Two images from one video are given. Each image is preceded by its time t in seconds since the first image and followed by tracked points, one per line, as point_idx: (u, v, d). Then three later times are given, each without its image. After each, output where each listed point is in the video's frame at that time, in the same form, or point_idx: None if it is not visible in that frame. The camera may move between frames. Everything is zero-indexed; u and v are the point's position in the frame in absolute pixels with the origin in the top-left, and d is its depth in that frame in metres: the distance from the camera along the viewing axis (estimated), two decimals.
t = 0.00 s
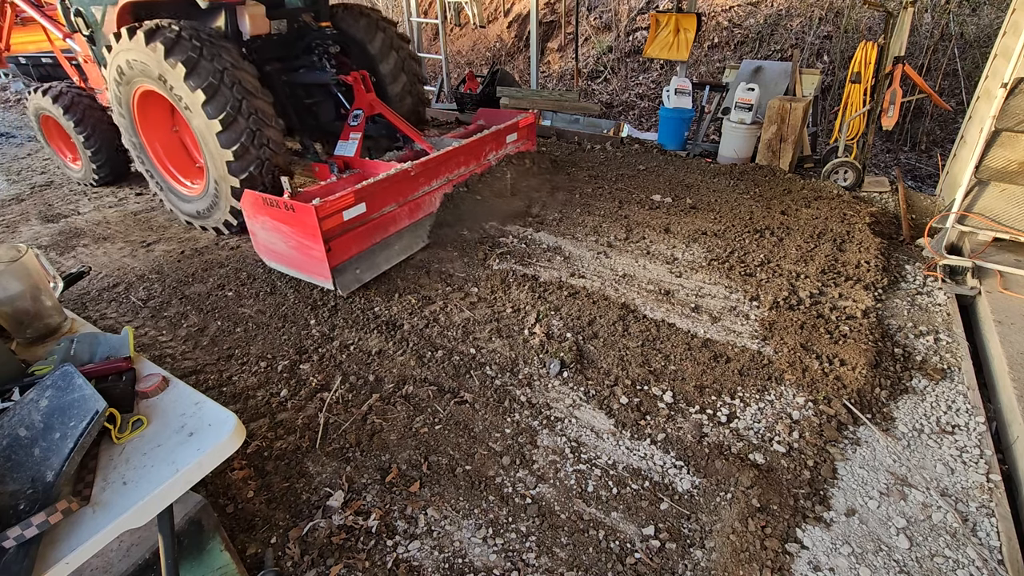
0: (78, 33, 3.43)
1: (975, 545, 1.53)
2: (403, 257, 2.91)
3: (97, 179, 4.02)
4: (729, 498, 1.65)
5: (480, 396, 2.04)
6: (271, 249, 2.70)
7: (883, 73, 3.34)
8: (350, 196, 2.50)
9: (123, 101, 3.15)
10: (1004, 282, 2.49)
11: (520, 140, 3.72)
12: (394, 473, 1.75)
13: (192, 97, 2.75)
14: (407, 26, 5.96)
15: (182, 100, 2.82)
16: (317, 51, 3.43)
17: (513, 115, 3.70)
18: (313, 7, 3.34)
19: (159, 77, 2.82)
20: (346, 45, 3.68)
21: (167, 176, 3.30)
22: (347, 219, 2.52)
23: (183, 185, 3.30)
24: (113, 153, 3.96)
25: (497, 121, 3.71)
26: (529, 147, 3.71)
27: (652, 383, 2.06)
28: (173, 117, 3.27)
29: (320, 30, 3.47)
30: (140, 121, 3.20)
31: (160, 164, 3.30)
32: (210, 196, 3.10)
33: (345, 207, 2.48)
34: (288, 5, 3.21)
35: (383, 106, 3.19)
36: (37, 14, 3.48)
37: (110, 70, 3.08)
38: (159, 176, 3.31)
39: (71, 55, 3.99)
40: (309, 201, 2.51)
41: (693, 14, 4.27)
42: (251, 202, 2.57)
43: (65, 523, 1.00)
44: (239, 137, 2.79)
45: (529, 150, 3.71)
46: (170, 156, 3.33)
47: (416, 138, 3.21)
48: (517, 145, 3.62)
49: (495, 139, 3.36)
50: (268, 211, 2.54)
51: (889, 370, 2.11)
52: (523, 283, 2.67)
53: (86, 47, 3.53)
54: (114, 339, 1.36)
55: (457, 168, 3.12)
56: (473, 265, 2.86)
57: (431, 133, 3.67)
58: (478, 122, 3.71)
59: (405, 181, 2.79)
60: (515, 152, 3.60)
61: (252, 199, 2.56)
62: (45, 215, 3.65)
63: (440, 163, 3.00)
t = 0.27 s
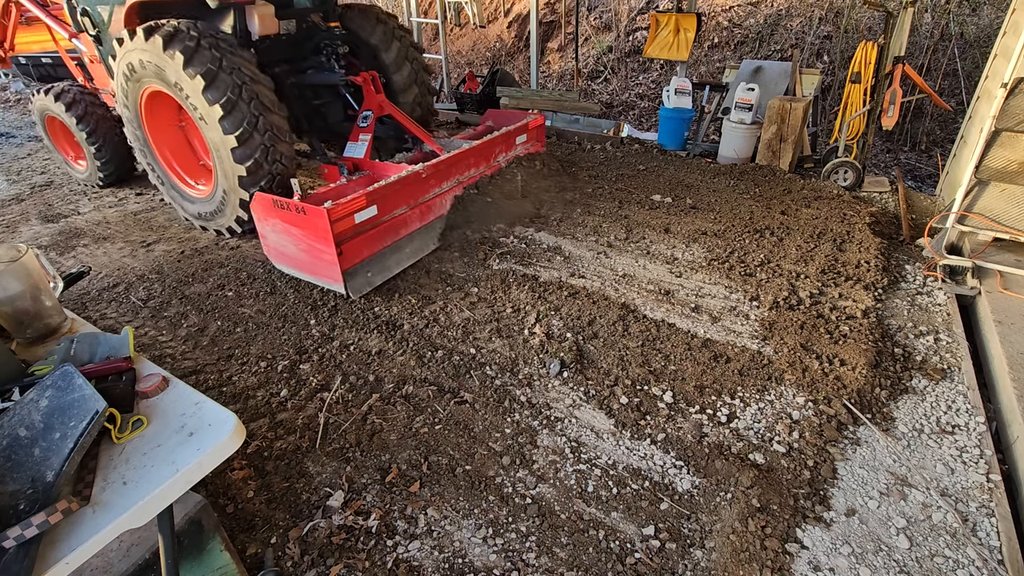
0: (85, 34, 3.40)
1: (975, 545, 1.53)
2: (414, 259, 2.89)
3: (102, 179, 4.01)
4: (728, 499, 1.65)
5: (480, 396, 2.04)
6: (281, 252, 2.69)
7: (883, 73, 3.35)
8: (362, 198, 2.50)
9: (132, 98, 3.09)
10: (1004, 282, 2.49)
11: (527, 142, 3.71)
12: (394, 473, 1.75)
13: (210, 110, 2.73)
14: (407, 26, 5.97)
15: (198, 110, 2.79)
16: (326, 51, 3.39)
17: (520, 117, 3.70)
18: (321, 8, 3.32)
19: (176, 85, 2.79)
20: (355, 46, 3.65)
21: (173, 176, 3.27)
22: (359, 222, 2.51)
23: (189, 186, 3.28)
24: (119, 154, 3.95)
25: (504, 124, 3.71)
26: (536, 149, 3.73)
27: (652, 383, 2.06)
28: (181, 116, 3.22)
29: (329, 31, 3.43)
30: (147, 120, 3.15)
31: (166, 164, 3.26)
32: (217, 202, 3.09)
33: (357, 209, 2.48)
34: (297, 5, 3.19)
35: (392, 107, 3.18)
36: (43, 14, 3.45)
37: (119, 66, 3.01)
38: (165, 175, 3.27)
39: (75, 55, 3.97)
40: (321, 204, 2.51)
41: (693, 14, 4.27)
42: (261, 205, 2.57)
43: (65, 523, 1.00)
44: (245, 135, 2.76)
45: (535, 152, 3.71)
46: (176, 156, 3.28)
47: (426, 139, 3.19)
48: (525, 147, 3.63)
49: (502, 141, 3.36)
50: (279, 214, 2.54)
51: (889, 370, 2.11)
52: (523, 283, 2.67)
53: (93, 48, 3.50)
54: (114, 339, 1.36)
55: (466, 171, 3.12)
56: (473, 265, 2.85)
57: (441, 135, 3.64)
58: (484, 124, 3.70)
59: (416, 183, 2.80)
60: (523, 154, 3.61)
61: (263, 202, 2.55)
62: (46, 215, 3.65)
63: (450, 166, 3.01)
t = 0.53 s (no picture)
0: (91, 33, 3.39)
1: (975, 545, 1.53)
2: (425, 263, 2.84)
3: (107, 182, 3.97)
4: (728, 499, 1.65)
5: (480, 396, 2.04)
6: (290, 255, 2.63)
7: (883, 73, 3.35)
8: (372, 201, 2.43)
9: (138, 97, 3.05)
10: (1004, 282, 2.49)
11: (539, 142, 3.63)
12: (394, 473, 1.75)
13: (225, 123, 2.70)
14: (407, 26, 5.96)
15: (211, 121, 2.76)
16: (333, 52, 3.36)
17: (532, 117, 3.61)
18: (330, 7, 3.32)
19: (190, 94, 2.75)
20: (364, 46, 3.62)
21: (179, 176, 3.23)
22: (369, 226, 2.45)
23: (195, 186, 3.24)
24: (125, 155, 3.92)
25: (514, 124, 3.59)
26: (547, 150, 3.62)
27: (652, 383, 2.06)
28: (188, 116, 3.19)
29: (337, 33, 3.41)
30: (153, 119, 3.12)
31: (171, 163, 3.22)
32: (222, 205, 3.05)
33: (368, 212, 2.41)
34: (305, 6, 3.19)
35: (401, 107, 3.07)
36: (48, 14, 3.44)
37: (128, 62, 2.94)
38: (170, 175, 3.24)
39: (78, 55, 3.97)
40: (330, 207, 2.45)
41: (693, 14, 4.27)
42: (269, 207, 2.51)
43: (65, 523, 1.00)
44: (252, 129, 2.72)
45: (548, 152, 3.62)
46: (182, 155, 3.24)
47: (436, 141, 3.08)
48: (536, 148, 3.51)
49: (515, 141, 3.27)
50: (288, 217, 2.47)
51: (889, 370, 2.11)
52: (523, 284, 2.67)
53: (98, 48, 3.51)
54: (114, 339, 1.36)
55: (478, 172, 3.04)
56: (473, 265, 2.85)
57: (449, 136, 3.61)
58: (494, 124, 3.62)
59: (427, 185, 2.72)
60: (534, 156, 3.49)
61: (271, 204, 2.49)
62: (46, 215, 3.64)
63: (462, 167, 2.92)
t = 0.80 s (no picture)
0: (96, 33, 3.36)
1: (975, 545, 1.53)
2: (436, 266, 2.83)
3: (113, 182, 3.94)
4: (728, 499, 1.65)
5: (480, 396, 2.04)
6: (300, 259, 2.64)
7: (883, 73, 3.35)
8: (384, 205, 2.43)
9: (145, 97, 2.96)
10: (1004, 282, 2.49)
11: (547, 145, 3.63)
12: (394, 473, 1.75)
13: (241, 140, 2.66)
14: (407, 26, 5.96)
15: (226, 134, 2.71)
16: (342, 53, 3.35)
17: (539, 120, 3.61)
18: (338, 8, 3.27)
19: (206, 105, 2.70)
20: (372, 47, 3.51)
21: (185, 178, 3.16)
22: (380, 229, 2.45)
23: (202, 189, 3.17)
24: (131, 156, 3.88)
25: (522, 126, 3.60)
26: (556, 151, 3.62)
27: (652, 383, 2.06)
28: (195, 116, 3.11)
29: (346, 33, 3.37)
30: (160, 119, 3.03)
31: (173, 156, 3.13)
32: (227, 212, 3.01)
33: (379, 216, 2.42)
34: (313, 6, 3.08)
35: (411, 109, 3.07)
36: (53, 13, 3.42)
37: (138, 60, 2.83)
38: (176, 177, 3.17)
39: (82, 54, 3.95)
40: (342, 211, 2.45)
41: (693, 14, 4.27)
42: (281, 211, 2.52)
43: (65, 523, 1.00)
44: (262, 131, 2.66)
45: (556, 154, 3.62)
46: (185, 148, 3.15)
47: (445, 142, 3.08)
48: (545, 150, 3.52)
49: (523, 143, 3.27)
50: (299, 220, 2.48)
51: (889, 370, 2.11)
52: (523, 284, 2.67)
53: (104, 48, 3.43)
54: (114, 339, 1.36)
55: (488, 175, 3.04)
56: (474, 265, 2.85)
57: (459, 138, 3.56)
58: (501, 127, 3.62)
59: (438, 188, 2.72)
60: (542, 157, 3.50)
61: (282, 208, 2.50)
62: (46, 215, 3.64)
63: (472, 170, 2.92)
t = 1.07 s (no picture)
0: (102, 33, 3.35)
1: (975, 545, 1.53)
2: (447, 269, 2.80)
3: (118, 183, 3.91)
4: (729, 499, 1.65)
5: (480, 396, 2.04)
6: (309, 261, 2.58)
7: (883, 72, 3.35)
8: (396, 207, 2.39)
9: (155, 98, 2.94)
10: (1004, 282, 2.49)
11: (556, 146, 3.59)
12: (394, 473, 1.75)
13: (255, 154, 2.66)
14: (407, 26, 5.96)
15: (239, 146, 2.71)
16: (350, 54, 3.38)
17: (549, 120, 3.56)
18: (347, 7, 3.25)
19: (221, 116, 2.68)
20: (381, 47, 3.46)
21: (192, 180, 3.15)
22: (392, 231, 2.40)
23: (208, 190, 3.16)
24: (136, 156, 3.85)
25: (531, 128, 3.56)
26: (565, 153, 3.58)
27: (652, 383, 2.06)
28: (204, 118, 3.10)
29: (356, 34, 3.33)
30: (168, 117, 3.02)
31: (177, 148, 3.11)
32: (234, 215, 3.00)
33: (391, 218, 2.37)
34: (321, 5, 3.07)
35: (421, 111, 2.98)
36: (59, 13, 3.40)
37: (150, 55, 2.79)
38: (183, 178, 3.16)
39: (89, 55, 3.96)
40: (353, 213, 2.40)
41: (693, 14, 4.27)
42: (290, 213, 2.46)
43: (65, 523, 1.00)
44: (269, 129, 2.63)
45: (564, 156, 3.57)
46: (190, 141, 3.13)
47: (456, 144, 3.02)
48: (555, 151, 3.48)
49: (533, 144, 3.23)
50: (309, 222, 2.42)
51: (889, 370, 2.11)
52: (523, 284, 2.67)
53: (110, 48, 3.45)
54: (114, 339, 1.36)
55: (499, 176, 2.99)
56: (474, 265, 2.85)
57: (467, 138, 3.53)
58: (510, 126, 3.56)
59: (449, 190, 2.67)
60: (552, 159, 3.46)
61: (292, 210, 2.44)
62: (46, 215, 3.64)
63: (483, 171, 2.88)
